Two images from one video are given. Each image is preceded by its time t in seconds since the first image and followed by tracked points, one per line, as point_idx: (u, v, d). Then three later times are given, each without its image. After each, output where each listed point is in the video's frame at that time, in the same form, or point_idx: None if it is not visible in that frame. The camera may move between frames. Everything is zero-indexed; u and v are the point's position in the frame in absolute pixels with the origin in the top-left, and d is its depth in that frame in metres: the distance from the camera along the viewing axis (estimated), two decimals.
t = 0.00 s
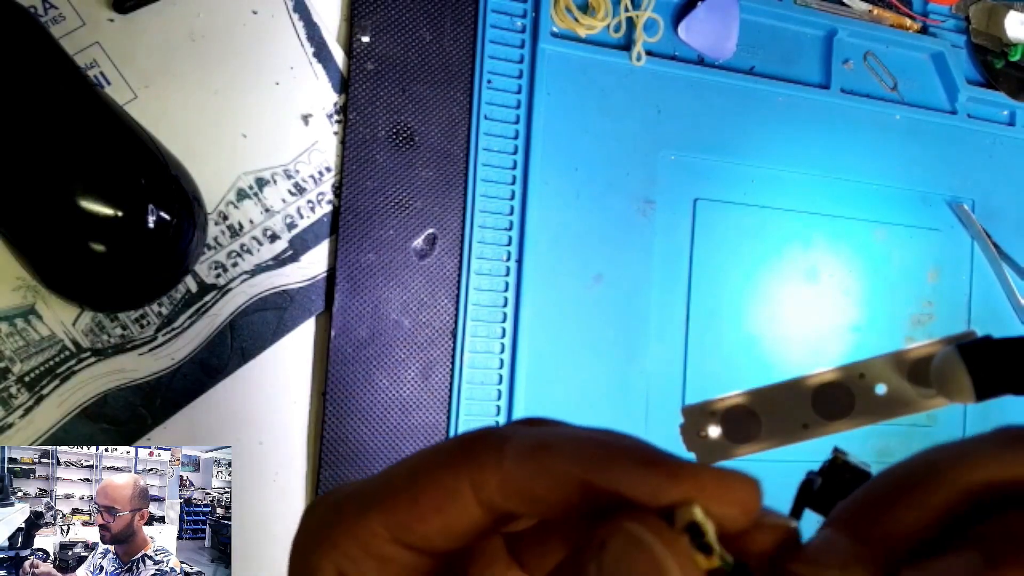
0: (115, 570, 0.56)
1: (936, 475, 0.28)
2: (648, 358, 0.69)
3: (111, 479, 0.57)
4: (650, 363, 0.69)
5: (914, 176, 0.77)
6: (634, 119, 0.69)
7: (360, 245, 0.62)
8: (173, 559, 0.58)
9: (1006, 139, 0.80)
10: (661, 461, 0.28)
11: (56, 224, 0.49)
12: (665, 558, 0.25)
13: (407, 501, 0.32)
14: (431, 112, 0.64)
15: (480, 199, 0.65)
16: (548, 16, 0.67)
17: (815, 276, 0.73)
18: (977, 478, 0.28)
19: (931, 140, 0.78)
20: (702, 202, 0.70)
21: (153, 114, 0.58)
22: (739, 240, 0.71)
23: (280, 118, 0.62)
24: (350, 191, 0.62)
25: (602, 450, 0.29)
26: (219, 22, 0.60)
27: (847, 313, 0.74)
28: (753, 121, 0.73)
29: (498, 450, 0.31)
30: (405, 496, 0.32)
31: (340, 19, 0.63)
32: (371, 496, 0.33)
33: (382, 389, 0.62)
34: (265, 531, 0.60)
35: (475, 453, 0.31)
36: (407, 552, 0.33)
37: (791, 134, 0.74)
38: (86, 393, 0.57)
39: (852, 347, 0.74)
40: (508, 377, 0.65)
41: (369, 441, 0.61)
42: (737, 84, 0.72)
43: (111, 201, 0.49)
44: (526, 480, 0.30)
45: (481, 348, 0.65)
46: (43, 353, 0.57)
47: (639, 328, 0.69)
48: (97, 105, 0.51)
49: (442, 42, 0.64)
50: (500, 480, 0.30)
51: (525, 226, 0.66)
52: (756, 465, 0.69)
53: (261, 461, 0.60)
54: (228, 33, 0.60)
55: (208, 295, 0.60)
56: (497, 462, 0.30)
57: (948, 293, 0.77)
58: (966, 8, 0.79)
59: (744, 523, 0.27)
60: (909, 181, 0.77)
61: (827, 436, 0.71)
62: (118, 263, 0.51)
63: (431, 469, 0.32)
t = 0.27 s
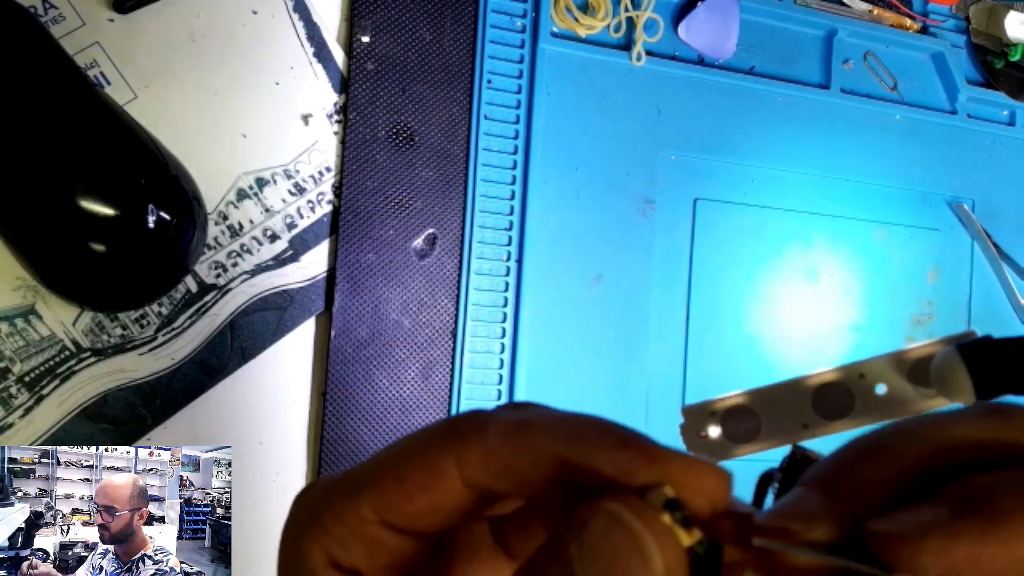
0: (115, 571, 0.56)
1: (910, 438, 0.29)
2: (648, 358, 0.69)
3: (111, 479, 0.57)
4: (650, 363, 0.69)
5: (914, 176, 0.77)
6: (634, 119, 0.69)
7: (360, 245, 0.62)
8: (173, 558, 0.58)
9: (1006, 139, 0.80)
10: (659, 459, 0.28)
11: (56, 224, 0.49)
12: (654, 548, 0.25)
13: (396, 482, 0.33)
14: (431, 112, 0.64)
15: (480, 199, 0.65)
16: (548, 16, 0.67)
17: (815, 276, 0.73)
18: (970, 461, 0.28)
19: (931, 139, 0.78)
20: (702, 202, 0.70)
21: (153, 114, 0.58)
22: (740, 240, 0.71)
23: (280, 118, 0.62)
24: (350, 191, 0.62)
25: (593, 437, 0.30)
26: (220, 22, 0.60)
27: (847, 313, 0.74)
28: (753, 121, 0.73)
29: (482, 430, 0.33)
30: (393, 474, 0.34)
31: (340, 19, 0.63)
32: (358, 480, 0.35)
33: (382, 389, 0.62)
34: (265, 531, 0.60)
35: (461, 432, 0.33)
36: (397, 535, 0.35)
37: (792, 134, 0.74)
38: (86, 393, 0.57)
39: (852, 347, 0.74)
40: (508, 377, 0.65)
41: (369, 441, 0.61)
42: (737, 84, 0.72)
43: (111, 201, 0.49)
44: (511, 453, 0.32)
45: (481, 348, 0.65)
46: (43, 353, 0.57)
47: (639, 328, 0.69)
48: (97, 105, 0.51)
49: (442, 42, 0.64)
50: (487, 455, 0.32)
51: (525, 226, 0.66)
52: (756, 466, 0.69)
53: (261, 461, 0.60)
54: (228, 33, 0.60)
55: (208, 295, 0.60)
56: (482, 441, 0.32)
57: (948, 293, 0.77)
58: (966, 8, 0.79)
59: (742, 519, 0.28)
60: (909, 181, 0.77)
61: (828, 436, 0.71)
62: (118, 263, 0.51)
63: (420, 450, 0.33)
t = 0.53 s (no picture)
0: (115, 571, 0.56)
1: (924, 459, 0.27)
2: (648, 358, 0.69)
3: (111, 479, 0.57)
4: (650, 362, 0.69)
5: (914, 176, 0.77)
6: (634, 119, 0.69)
7: (360, 246, 0.62)
8: (173, 558, 0.58)
9: (1006, 139, 0.80)
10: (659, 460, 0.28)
11: (56, 224, 0.49)
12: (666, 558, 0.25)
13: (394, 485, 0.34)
14: (431, 112, 0.64)
15: (480, 199, 0.65)
16: (548, 16, 0.67)
17: (815, 276, 0.73)
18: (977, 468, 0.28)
19: (931, 139, 0.78)
20: (703, 202, 0.70)
21: (153, 114, 0.58)
22: (740, 239, 0.71)
23: (280, 118, 0.62)
24: (349, 191, 0.62)
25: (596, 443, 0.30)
26: (220, 22, 0.60)
27: (847, 313, 0.74)
28: (754, 121, 0.73)
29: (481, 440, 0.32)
30: (392, 480, 0.34)
31: (340, 19, 0.63)
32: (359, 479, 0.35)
33: (382, 389, 0.62)
34: (265, 531, 0.60)
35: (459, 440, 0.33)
36: (401, 530, 0.36)
37: (792, 134, 0.74)
38: (86, 393, 0.57)
39: (852, 347, 0.74)
40: (508, 377, 0.65)
41: (369, 441, 0.61)
42: (737, 84, 0.72)
43: (110, 201, 0.49)
44: (510, 468, 0.32)
45: (481, 348, 0.65)
46: (43, 353, 0.57)
47: (639, 327, 0.69)
48: (97, 105, 0.51)
49: (442, 42, 0.64)
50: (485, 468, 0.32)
51: (525, 226, 0.66)
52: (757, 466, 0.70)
53: (261, 460, 0.60)
54: (228, 33, 0.60)
55: (208, 295, 0.60)
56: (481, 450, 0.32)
57: (948, 293, 0.77)
58: (966, 8, 0.79)
59: (742, 519, 0.28)
60: (909, 180, 0.77)
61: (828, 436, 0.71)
62: (118, 263, 0.51)
63: (416, 455, 0.34)
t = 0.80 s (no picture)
0: (115, 571, 0.56)
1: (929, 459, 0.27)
2: (648, 358, 0.69)
3: (111, 479, 0.57)
4: (650, 362, 0.69)
5: (913, 176, 0.77)
6: (634, 119, 0.69)
7: (360, 246, 0.62)
8: (173, 559, 0.58)
9: (1006, 139, 0.80)
10: (662, 456, 0.28)
11: (56, 224, 0.49)
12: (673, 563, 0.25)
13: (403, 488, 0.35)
14: (431, 112, 0.64)
15: (480, 199, 0.65)
16: (548, 17, 0.67)
17: (815, 276, 0.73)
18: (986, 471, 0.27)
19: (931, 139, 0.78)
20: (702, 202, 0.70)
21: (153, 114, 0.58)
22: (740, 239, 0.71)
23: (280, 118, 0.62)
24: (349, 191, 0.62)
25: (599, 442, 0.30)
26: (220, 22, 0.60)
27: (847, 313, 0.74)
28: (754, 121, 0.73)
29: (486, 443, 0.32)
30: (397, 482, 0.35)
31: (340, 18, 0.63)
32: (366, 480, 0.36)
33: (382, 389, 0.62)
34: (265, 531, 0.60)
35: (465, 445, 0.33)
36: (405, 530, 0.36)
37: (791, 134, 0.74)
38: (86, 393, 0.57)
39: (852, 347, 0.74)
40: (508, 377, 0.65)
41: (369, 441, 0.61)
42: (737, 84, 0.72)
43: (110, 201, 0.49)
44: (514, 472, 0.32)
45: (481, 348, 0.65)
46: (43, 353, 0.57)
47: (639, 327, 0.69)
48: (97, 105, 0.51)
49: (442, 42, 0.64)
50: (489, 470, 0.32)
51: (525, 226, 0.66)
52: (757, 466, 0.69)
53: (261, 460, 0.60)
54: (228, 33, 0.60)
55: (208, 295, 0.60)
56: (485, 452, 0.32)
57: (948, 293, 0.77)
58: (966, 8, 0.79)
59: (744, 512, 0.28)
60: (909, 180, 0.77)
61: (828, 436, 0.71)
62: (119, 263, 0.51)
63: (420, 457, 0.34)
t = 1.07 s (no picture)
0: (115, 571, 0.56)
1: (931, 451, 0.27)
2: (648, 358, 0.69)
3: (111, 479, 0.57)
4: (650, 362, 0.69)
5: (914, 176, 0.77)
6: (634, 119, 0.69)
7: (360, 246, 0.62)
8: (173, 558, 0.58)
9: (1006, 139, 0.80)
10: (664, 451, 0.29)
11: (56, 224, 0.49)
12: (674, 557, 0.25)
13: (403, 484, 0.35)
14: (431, 112, 0.64)
15: (480, 199, 0.65)
16: (548, 16, 0.67)
17: (815, 276, 0.73)
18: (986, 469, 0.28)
19: (931, 139, 0.78)
20: (702, 202, 0.70)
21: (153, 114, 0.58)
22: (740, 239, 0.71)
23: (280, 118, 0.62)
24: (349, 191, 0.62)
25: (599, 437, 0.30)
26: (219, 22, 0.60)
27: (847, 313, 0.74)
28: (754, 121, 0.73)
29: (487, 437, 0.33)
30: (399, 478, 0.35)
31: (340, 19, 0.63)
32: (366, 478, 0.36)
33: (382, 389, 0.62)
34: (265, 531, 0.60)
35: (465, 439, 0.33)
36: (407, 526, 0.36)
37: (791, 134, 0.74)
38: (86, 393, 0.57)
39: (852, 347, 0.74)
40: (508, 376, 0.65)
41: (369, 441, 0.61)
42: (737, 84, 0.72)
43: (110, 200, 0.49)
44: (515, 464, 0.32)
45: (481, 348, 0.65)
46: (43, 353, 0.57)
47: (639, 327, 0.69)
48: (97, 105, 0.51)
49: (442, 42, 0.64)
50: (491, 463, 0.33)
51: (525, 226, 0.66)
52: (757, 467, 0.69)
53: (261, 460, 0.60)
54: (227, 33, 0.60)
55: (208, 295, 0.60)
56: (485, 446, 0.33)
57: (948, 293, 0.77)
58: (967, 8, 0.79)
59: (744, 503, 0.28)
60: (909, 180, 0.77)
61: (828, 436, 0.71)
62: (119, 263, 0.51)
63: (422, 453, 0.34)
